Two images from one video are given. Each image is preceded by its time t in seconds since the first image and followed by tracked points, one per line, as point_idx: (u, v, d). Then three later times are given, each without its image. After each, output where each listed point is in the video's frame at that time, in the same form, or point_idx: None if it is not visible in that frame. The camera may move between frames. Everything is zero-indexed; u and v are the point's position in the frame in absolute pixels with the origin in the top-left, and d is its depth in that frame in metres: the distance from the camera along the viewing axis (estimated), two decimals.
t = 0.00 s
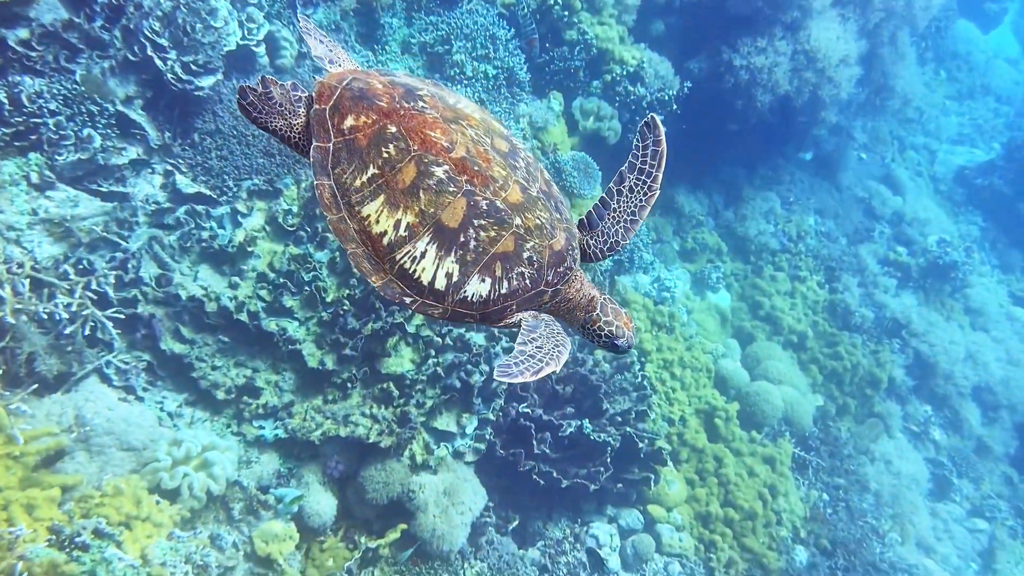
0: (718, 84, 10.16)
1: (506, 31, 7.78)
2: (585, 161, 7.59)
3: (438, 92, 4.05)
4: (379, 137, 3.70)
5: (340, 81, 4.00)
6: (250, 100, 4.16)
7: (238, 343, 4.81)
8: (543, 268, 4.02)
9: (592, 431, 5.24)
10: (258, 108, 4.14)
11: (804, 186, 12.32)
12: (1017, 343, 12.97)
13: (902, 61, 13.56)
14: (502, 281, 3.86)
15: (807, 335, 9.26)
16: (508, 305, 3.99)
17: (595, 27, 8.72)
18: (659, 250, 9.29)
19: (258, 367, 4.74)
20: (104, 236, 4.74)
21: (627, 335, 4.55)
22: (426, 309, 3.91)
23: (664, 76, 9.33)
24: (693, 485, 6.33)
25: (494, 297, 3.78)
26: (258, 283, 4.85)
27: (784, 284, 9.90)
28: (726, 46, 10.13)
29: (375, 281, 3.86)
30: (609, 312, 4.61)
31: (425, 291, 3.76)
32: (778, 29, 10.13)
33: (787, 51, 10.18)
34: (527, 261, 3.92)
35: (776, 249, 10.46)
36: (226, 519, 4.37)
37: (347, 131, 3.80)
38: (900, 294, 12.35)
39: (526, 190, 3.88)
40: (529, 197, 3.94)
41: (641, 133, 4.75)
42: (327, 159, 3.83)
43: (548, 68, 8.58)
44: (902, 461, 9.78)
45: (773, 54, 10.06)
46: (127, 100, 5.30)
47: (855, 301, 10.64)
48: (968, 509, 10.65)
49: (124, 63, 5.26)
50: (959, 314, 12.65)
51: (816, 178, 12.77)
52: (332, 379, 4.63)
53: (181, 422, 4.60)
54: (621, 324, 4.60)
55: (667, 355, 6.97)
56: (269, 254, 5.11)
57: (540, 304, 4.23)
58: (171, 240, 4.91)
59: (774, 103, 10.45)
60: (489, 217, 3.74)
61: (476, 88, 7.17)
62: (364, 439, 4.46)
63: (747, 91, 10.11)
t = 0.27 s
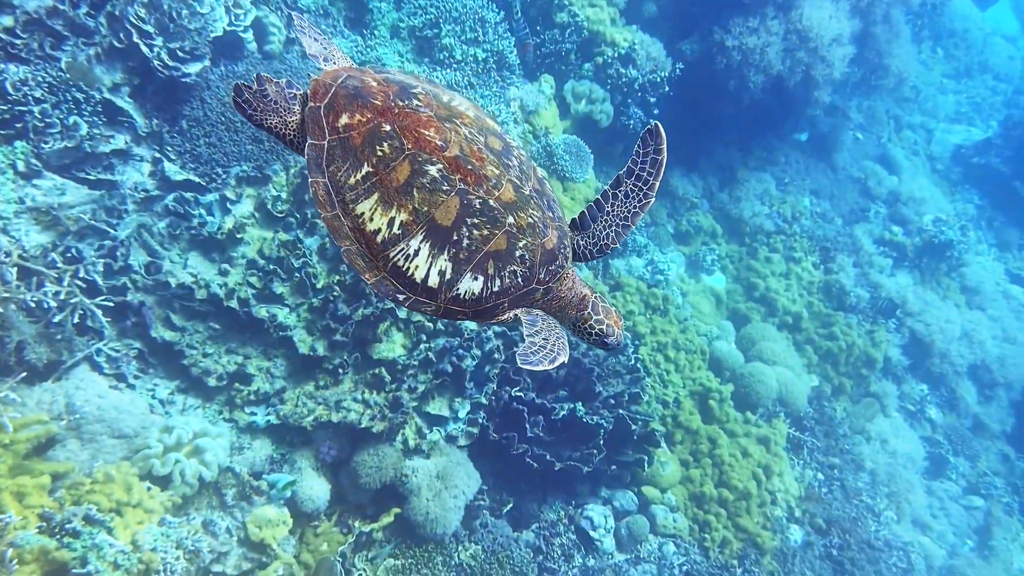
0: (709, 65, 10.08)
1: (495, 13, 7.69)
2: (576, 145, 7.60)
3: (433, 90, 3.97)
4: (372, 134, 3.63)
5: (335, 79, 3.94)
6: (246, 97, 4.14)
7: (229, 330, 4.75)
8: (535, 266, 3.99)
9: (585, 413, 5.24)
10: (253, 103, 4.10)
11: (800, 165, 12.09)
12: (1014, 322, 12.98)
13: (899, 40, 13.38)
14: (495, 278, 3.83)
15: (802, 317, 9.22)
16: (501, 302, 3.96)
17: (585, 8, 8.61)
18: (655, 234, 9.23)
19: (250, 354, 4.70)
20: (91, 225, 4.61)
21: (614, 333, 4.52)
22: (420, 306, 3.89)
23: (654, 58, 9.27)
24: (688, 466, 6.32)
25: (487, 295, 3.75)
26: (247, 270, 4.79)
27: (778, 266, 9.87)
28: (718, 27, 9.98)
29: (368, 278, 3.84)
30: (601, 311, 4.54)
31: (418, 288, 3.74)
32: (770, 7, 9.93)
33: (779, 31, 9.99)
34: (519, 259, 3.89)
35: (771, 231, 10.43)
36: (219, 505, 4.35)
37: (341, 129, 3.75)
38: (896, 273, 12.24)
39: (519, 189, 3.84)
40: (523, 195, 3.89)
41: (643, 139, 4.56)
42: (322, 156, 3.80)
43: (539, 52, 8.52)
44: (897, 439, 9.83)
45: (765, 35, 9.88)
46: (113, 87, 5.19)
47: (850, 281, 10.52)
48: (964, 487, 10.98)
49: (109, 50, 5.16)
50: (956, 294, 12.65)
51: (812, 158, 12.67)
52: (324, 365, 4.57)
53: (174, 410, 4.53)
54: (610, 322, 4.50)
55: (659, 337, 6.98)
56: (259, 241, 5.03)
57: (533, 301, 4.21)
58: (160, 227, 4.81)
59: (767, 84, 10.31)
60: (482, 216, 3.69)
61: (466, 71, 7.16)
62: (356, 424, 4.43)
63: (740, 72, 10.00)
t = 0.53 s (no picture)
0: (700, 48, 9.90)
1: None
2: (565, 131, 7.57)
3: (426, 93, 3.93)
4: (365, 137, 3.58)
5: (329, 82, 3.91)
6: (239, 99, 4.11)
7: (218, 320, 4.70)
8: (526, 269, 3.95)
9: (576, 399, 5.23)
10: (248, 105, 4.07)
11: (791, 149, 12.23)
12: (1005, 303, 13.09)
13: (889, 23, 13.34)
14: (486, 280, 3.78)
15: (794, 301, 9.24)
16: (492, 304, 3.93)
17: None
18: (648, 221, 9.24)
19: (239, 343, 4.67)
20: (77, 215, 4.47)
21: (603, 334, 4.58)
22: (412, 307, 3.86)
23: (645, 43, 9.24)
24: (679, 450, 6.37)
25: (478, 297, 3.71)
26: (235, 260, 4.75)
27: (771, 251, 9.87)
28: (707, 12, 9.83)
29: (359, 278, 3.81)
30: (590, 312, 4.58)
31: (410, 290, 3.70)
32: None
33: (769, 15, 9.89)
34: (510, 262, 3.86)
35: (763, 216, 10.31)
36: (210, 494, 4.32)
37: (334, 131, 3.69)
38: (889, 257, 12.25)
39: (511, 191, 3.81)
40: (514, 198, 3.85)
41: (643, 151, 4.57)
42: (315, 158, 3.77)
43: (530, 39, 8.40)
44: (891, 422, 9.83)
45: (755, 19, 9.75)
46: (98, 78, 5.06)
47: (843, 265, 10.56)
48: (958, 468, 11.11)
49: (93, 40, 5.03)
50: (949, 276, 12.69)
51: (804, 142, 12.68)
52: (313, 355, 4.53)
53: (163, 400, 4.46)
54: (599, 324, 4.62)
55: (653, 323, 6.80)
56: (247, 230, 4.99)
57: (523, 303, 4.18)
58: (146, 217, 4.72)
59: (757, 67, 10.22)
60: (474, 219, 3.64)
61: (454, 59, 7.03)
62: (346, 413, 4.43)
63: (729, 56, 9.82)
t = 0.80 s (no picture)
0: (688, 36, 9.75)
1: None
2: (554, 120, 7.56)
3: (419, 99, 3.95)
4: (358, 142, 3.58)
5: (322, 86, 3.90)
6: (233, 104, 4.02)
7: (205, 312, 4.64)
8: (517, 273, 3.99)
9: (566, 388, 5.28)
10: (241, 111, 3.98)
11: (784, 138, 12.07)
12: (995, 286, 13.25)
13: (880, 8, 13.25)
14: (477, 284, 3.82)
15: (786, 288, 9.27)
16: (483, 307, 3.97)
17: None
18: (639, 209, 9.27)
19: (227, 335, 4.61)
20: (61, 209, 4.37)
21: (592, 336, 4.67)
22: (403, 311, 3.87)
23: (633, 31, 9.29)
24: (671, 438, 6.47)
25: (470, 301, 3.76)
26: (222, 252, 4.68)
27: (762, 238, 9.88)
28: None
29: (352, 283, 3.76)
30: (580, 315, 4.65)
31: (403, 294, 3.72)
32: None
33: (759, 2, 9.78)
34: (501, 266, 3.91)
35: (754, 203, 10.32)
36: (200, 486, 4.28)
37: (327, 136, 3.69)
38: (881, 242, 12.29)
39: (502, 197, 3.85)
40: (505, 203, 3.89)
41: (646, 164, 4.50)
42: (308, 162, 3.73)
43: (517, 27, 8.38)
44: (883, 407, 9.97)
45: (744, 6, 9.60)
46: (82, 70, 4.91)
47: (834, 251, 10.73)
48: (950, 452, 11.40)
49: (75, 32, 4.86)
50: (940, 261, 12.76)
51: (796, 129, 12.68)
52: (301, 346, 4.50)
53: (151, 393, 4.43)
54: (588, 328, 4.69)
55: (643, 312, 6.76)
56: (233, 223, 4.92)
57: (514, 306, 4.23)
58: (132, 209, 4.62)
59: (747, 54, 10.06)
60: (466, 224, 3.68)
61: (441, 49, 6.98)
62: (335, 404, 4.40)
63: (718, 43, 9.64)
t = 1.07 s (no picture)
0: (676, 29, 9.79)
1: None
2: (543, 113, 7.57)
3: (414, 110, 3.96)
4: (353, 153, 3.58)
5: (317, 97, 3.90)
6: (229, 115, 4.00)
7: (193, 310, 4.62)
8: (509, 282, 4.01)
9: (556, 381, 5.31)
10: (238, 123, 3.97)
11: (773, 127, 12.30)
12: (985, 274, 13.31)
13: None
14: (471, 293, 3.84)
15: (777, 279, 9.31)
16: (476, 316, 3.99)
17: None
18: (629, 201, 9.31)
19: (214, 333, 4.59)
20: (45, 209, 4.32)
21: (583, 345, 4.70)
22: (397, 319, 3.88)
23: (622, 24, 9.20)
24: (662, 430, 6.50)
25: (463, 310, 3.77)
26: (209, 250, 4.62)
27: (753, 230, 9.89)
28: None
29: (346, 292, 3.76)
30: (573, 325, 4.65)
31: (397, 304, 3.73)
32: None
33: None
34: (494, 275, 3.92)
35: (745, 195, 10.38)
36: (189, 484, 4.25)
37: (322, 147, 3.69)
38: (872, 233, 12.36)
39: (495, 207, 3.87)
40: (498, 213, 3.90)
41: (644, 180, 4.44)
42: (304, 173, 3.72)
43: (505, 21, 8.30)
44: (875, 398, 10.12)
45: None
46: (65, 69, 4.87)
47: (825, 242, 10.84)
48: (942, 441, 11.34)
49: (58, 30, 4.84)
50: (931, 251, 12.81)
51: (786, 120, 12.75)
52: (289, 343, 4.49)
53: (139, 391, 4.39)
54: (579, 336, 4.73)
55: (634, 305, 6.77)
56: (220, 220, 4.85)
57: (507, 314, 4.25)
58: (119, 208, 4.56)
59: (735, 45, 10.11)
60: (459, 234, 3.69)
61: (427, 43, 6.96)
62: (324, 400, 4.37)
63: (706, 35, 9.67)
